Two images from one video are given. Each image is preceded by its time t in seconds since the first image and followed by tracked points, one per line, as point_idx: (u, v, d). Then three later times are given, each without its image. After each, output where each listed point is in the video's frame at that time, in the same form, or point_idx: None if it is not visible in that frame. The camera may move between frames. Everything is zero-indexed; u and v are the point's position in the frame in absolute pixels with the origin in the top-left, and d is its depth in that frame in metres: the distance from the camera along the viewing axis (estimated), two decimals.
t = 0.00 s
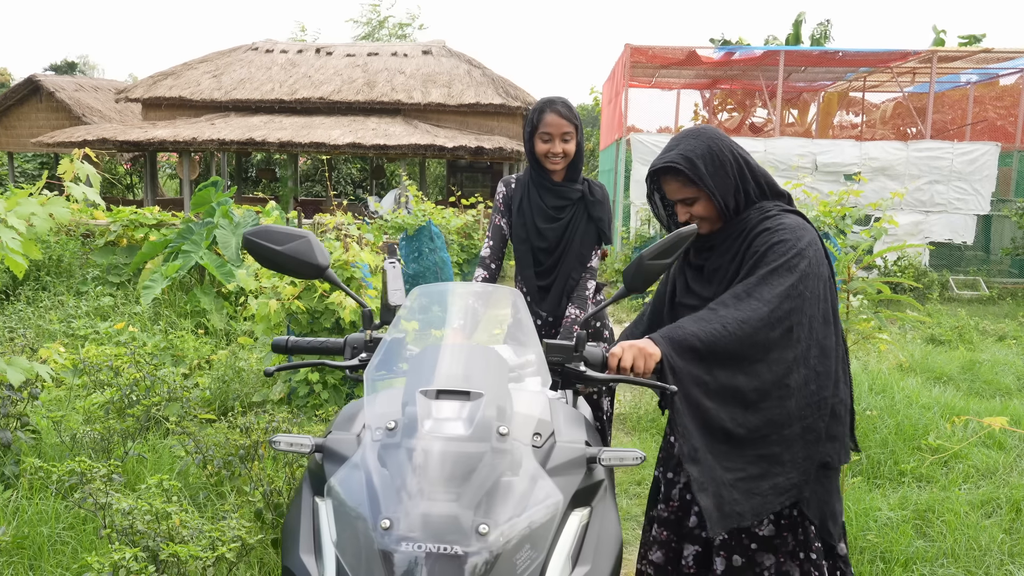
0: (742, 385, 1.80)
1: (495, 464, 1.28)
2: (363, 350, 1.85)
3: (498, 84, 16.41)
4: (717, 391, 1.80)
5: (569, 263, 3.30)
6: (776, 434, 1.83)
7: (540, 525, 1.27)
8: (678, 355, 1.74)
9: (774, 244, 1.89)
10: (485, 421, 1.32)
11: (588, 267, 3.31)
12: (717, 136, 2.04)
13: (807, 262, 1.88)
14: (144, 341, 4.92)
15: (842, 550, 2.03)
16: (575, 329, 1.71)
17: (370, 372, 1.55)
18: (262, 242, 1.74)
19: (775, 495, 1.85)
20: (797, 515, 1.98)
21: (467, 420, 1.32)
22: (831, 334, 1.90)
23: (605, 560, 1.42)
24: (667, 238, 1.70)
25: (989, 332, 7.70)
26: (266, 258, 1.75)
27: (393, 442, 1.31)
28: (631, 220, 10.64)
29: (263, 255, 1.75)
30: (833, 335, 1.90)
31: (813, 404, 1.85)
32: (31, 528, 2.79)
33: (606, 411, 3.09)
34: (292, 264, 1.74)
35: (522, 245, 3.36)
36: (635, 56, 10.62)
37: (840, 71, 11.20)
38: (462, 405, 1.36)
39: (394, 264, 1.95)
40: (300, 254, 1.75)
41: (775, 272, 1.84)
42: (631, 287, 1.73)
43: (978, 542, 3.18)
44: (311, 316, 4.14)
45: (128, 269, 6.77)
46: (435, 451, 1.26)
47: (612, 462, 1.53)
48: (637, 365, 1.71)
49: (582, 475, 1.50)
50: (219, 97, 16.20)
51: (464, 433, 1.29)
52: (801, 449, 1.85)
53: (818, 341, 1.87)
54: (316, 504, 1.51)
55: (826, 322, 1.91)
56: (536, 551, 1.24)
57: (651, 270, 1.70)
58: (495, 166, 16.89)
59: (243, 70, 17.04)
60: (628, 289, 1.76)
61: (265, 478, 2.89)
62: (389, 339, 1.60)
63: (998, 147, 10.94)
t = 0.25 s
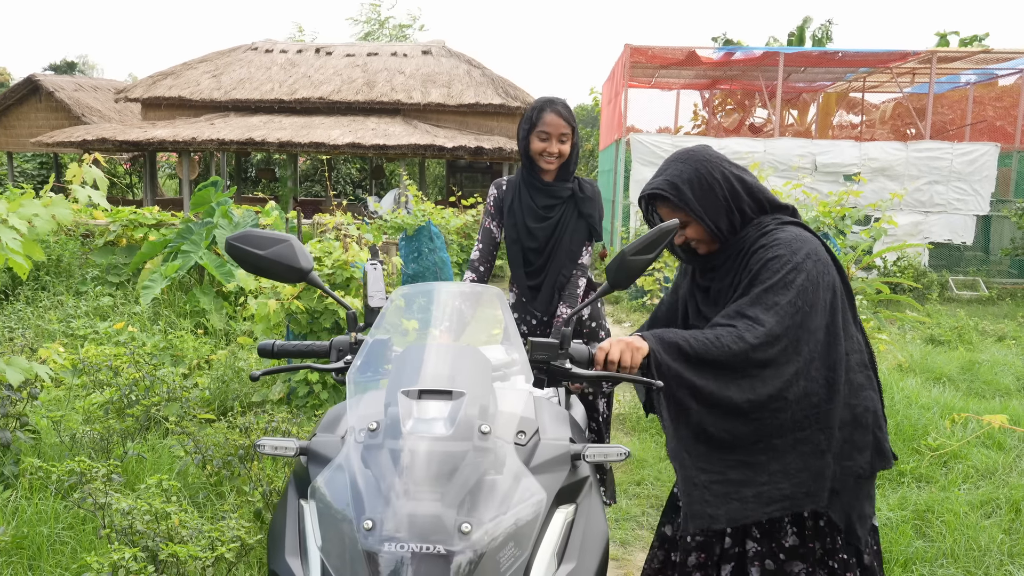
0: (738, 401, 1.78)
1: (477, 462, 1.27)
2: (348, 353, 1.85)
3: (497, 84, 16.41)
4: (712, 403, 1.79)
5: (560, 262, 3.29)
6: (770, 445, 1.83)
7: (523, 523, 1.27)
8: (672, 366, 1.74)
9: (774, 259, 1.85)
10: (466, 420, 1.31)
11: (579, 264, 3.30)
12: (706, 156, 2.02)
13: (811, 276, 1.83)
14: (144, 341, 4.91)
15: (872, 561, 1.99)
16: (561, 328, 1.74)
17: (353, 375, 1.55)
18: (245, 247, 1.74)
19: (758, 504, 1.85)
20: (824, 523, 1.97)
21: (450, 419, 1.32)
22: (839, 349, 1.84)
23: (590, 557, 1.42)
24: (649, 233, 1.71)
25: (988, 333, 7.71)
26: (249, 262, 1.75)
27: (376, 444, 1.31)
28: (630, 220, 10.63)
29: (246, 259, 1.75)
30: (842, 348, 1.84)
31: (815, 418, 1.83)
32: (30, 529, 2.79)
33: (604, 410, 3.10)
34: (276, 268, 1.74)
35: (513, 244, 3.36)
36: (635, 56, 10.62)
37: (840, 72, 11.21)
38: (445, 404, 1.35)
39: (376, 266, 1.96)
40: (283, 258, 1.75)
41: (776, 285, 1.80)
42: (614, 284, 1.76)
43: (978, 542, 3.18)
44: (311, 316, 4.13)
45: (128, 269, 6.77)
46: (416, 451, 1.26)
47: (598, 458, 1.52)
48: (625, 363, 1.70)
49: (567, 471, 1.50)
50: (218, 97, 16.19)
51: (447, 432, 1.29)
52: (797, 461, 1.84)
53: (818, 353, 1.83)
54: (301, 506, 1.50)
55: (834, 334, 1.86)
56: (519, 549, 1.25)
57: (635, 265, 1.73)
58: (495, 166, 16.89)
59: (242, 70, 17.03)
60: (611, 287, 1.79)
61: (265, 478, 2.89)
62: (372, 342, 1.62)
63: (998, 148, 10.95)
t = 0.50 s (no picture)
0: (748, 407, 1.75)
1: (481, 463, 1.27)
2: (351, 353, 1.85)
3: (497, 84, 16.41)
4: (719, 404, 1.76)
5: (557, 258, 3.26)
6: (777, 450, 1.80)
7: (527, 525, 1.27)
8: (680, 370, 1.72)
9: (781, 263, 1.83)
10: (470, 421, 1.31)
11: (578, 261, 3.27)
12: (702, 166, 2.04)
13: (817, 279, 1.81)
14: (143, 341, 4.89)
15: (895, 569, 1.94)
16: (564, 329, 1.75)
17: (356, 376, 1.56)
18: (248, 246, 1.73)
19: (755, 502, 1.85)
20: (834, 531, 1.96)
21: (453, 420, 1.32)
22: (847, 352, 1.82)
23: (594, 559, 1.41)
24: (652, 235, 1.71)
25: (988, 333, 7.71)
26: (251, 261, 1.74)
27: (379, 444, 1.31)
28: (630, 220, 10.63)
29: (247, 258, 1.74)
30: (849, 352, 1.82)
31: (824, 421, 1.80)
32: (30, 529, 2.78)
33: (601, 414, 3.11)
34: (278, 268, 1.74)
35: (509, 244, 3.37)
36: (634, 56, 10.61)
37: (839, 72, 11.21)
38: (448, 405, 1.35)
39: (380, 265, 1.96)
40: (286, 257, 1.74)
41: (783, 288, 1.77)
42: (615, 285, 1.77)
43: (978, 543, 3.18)
44: (311, 316, 4.14)
45: (127, 269, 6.76)
46: (419, 452, 1.25)
47: (602, 459, 1.52)
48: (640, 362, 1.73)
49: (570, 473, 1.49)
50: (218, 97, 16.18)
51: (451, 434, 1.29)
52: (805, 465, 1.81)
53: (826, 356, 1.80)
54: (303, 507, 1.50)
55: (841, 337, 1.83)
56: (524, 550, 1.24)
57: (636, 267, 1.73)
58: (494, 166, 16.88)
59: (242, 70, 17.03)
60: (613, 287, 1.78)
61: (264, 478, 2.89)
62: (376, 341, 1.62)
63: (997, 148, 10.95)
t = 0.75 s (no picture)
0: (770, 426, 1.80)
1: (487, 463, 1.27)
2: (355, 352, 1.85)
3: (496, 84, 16.41)
4: (741, 427, 1.81)
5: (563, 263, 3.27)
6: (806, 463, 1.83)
7: (532, 525, 1.27)
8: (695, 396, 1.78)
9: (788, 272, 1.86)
10: (476, 421, 1.31)
11: (584, 263, 3.27)
12: (719, 161, 2.06)
13: (828, 286, 1.85)
14: (142, 340, 4.88)
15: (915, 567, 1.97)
16: (568, 331, 1.77)
17: (362, 374, 1.56)
18: (253, 243, 1.73)
19: (792, 519, 1.85)
20: (842, 535, 1.99)
21: (459, 420, 1.32)
22: (858, 356, 1.88)
23: (600, 560, 1.41)
24: (660, 236, 1.71)
25: (987, 334, 7.72)
26: (256, 259, 1.75)
27: (384, 443, 1.31)
28: (629, 220, 10.63)
29: (252, 256, 1.74)
30: (862, 354, 1.88)
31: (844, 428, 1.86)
32: (30, 528, 2.78)
33: (603, 415, 3.11)
34: (283, 265, 1.74)
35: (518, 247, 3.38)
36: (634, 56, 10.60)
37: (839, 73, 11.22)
38: (453, 404, 1.35)
39: (387, 264, 1.96)
40: (291, 255, 1.74)
41: (794, 300, 1.81)
42: (621, 287, 1.77)
43: (977, 543, 3.18)
44: (310, 316, 4.13)
45: (126, 268, 6.75)
46: (424, 451, 1.25)
47: (606, 461, 1.52)
48: (648, 364, 1.71)
49: (574, 474, 1.49)
50: (218, 96, 16.18)
51: (456, 433, 1.29)
52: (831, 476, 1.85)
53: (838, 365, 1.85)
54: (308, 506, 1.49)
55: (853, 341, 1.89)
56: (529, 551, 1.24)
57: (643, 269, 1.73)
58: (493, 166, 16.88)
59: (241, 70, 17.02)
60: (618, 289, 1.79)
61: (264, 478, 2.89)
62: (381, 341, 1.62)
63: (997, 149, 10.95)
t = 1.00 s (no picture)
0: (777, 415, 1.80)
1: (482, 461, 1.27)
2: (351, 351, 1.85)
3: (496, 84, 16.40)
4: (738, 419, 1.83)
5: (571, 262, 3.29)
6: (806, 453, 1.86)
7: (526, 523, 1.27)
8: (695, 395, 1.76)
9: (794, 266, 1.86)
10: (470, 419, 1.31)
11: (588, 264, 3.31)
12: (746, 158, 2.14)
13: (834, 283, 1.85)
14: (141, 340, 4.87)
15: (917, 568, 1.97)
16: (563, 329, 1.75)
17: (357, 373, 1.56)
18: (249, 242, 1.74)
19: (788, 507, 1.89)
20: (845, 536, 1.96)
21: (453, 418, 1.32)
22: (869, 354, 1.88)
23: (595, 556, 1.41)
24: (653, 236, 1.74)
25: (986, 334, 7.72)
26: (251, 258, 1.74)
27: (379, 441, 1.31)
28: (629, 220, 10.62)
29: (248, 255, 1.74)
30: (871, 353, 1.88)
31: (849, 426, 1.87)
32: (29, 527, 2.78)
33: (608, 411, 3.10)
34: (279, 265, 1.74)
35: (527, 245, 3.37)
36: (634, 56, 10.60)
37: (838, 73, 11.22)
38: (448, 402, 1.35)
39: (383, 262, 1.96)
40: (286, 254, 1.74)
41: (799, 291, 1.81)
42: (616, 284, 1.75)
43: (976, 544, 3.18)
44: (310, 315, 4.13)
45: (126, 268, 6.75)
46: (418, 448, 1.25)
47: (601, 458, 1.52)
48: (643, 361, 1.67)
49: (569, 472, 1.49)
50: (217, 96, 16.17)
51: (450, 431, 1.29)
52: (834, 469, 1.88)
53: (845, 358, 1.85)
54: (304, 506, 1.49)
55: (861, 339, 1.89)
56: (523, 548, 1.24)
57: (638, 268, 1.73)
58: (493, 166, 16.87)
59: (241, 70, 17.01)
60: (614, 288, 1.78)
61: (263, 477, 2.89)
62: (377, 339, 1.62)
63: (996, 149, 10.95)
